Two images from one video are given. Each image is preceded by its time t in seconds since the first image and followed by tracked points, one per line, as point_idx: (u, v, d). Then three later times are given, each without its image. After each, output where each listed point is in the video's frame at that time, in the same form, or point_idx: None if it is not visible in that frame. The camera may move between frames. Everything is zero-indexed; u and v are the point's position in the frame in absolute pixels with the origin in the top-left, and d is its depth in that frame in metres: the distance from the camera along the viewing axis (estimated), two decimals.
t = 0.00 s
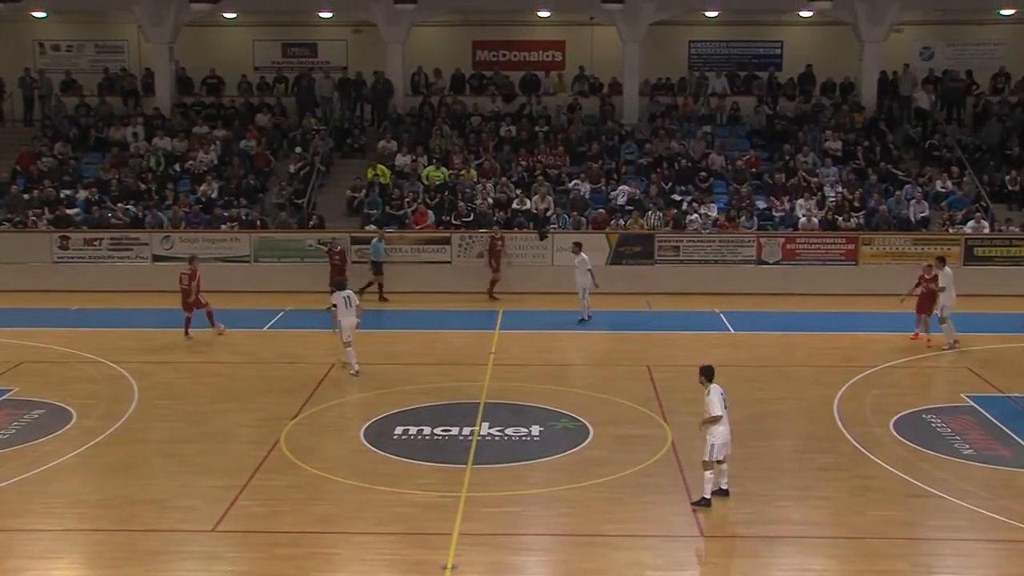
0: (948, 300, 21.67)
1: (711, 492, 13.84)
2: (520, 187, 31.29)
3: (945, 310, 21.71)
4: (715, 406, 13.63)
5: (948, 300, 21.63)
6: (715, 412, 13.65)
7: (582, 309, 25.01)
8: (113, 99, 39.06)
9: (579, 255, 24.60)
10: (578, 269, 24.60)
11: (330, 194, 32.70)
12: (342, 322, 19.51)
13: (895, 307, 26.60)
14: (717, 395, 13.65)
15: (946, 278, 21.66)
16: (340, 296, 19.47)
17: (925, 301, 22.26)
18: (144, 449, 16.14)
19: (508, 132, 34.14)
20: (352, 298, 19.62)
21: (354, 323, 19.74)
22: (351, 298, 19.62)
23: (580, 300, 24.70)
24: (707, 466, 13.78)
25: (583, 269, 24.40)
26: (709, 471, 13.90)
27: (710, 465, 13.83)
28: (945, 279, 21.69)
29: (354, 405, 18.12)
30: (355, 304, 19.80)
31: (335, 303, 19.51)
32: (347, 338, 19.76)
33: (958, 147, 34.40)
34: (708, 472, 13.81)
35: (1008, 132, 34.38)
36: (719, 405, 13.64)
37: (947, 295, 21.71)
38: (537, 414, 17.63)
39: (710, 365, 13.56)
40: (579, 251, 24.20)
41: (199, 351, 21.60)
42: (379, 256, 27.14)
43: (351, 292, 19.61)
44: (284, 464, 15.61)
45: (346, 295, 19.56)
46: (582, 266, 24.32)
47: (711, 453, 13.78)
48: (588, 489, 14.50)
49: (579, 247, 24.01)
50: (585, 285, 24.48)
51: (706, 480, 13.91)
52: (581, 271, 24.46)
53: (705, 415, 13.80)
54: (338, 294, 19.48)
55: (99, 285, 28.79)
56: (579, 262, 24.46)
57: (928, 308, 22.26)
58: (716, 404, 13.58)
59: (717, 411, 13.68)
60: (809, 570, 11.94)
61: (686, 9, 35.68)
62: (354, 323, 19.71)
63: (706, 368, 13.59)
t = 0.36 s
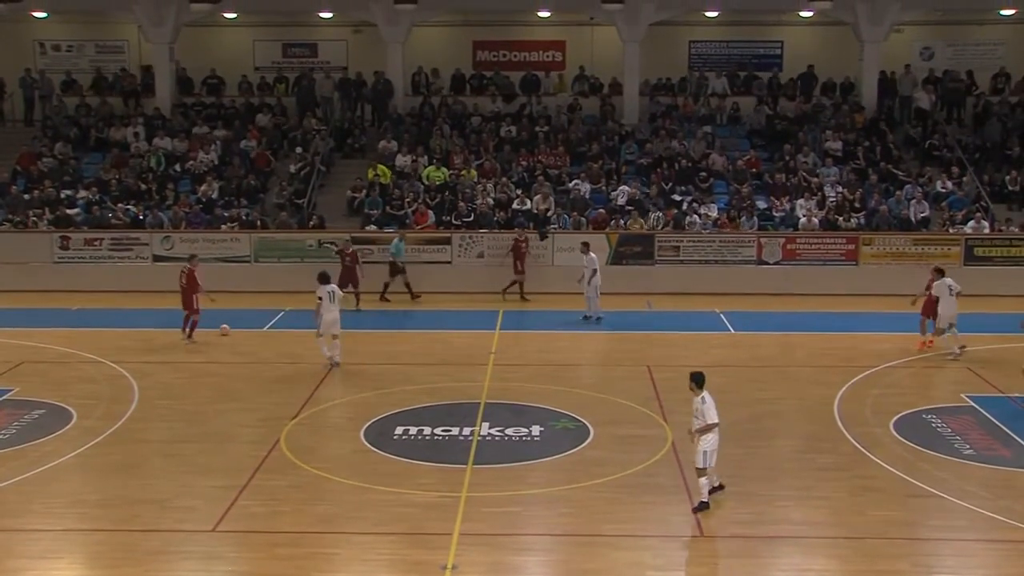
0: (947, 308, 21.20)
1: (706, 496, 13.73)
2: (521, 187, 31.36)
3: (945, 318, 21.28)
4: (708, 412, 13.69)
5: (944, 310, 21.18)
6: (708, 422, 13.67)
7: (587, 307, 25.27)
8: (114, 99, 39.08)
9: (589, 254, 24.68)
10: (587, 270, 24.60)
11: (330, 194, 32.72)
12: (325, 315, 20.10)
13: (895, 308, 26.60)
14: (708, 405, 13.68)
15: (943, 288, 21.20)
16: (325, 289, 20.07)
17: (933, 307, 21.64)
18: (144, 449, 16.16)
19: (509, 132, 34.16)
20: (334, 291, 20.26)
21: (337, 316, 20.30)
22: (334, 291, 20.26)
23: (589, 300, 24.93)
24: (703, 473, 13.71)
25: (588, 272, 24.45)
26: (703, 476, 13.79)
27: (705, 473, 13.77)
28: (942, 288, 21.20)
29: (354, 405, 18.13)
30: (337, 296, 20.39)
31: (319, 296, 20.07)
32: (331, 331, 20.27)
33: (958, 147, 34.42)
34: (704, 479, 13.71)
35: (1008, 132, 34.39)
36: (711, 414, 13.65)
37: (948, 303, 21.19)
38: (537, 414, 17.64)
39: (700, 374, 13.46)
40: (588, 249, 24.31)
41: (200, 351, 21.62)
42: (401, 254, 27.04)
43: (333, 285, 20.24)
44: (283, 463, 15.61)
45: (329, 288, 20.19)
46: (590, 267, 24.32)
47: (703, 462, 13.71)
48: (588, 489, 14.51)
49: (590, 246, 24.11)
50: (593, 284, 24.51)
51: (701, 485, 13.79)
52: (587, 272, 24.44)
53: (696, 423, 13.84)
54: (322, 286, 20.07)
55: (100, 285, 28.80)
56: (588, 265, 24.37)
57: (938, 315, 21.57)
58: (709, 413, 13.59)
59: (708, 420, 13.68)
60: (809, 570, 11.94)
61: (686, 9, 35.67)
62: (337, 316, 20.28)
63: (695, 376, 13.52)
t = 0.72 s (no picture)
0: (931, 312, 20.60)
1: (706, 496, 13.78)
2: (521, 187, 31.40)
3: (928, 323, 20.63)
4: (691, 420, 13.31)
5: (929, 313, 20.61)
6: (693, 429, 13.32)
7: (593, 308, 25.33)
8: (114, 99, 39.08)
9: (608, 256, 24.76)
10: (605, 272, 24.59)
11: (331, 194, 32.72)
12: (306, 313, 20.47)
13: (895, 308, 26.60)
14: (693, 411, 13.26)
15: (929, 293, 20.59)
16: (307, 289, 20.33)
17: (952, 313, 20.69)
18: (144, 449, 16.16)
19: (509, 132, 34.17)
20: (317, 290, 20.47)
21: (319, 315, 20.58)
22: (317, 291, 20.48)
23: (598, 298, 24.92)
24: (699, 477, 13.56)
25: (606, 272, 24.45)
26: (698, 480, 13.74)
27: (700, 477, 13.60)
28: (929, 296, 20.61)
29: (354, 405, 18.12)
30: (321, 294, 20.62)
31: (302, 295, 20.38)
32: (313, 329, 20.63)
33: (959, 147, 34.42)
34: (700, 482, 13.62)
35: (1008, 132, 34.40)
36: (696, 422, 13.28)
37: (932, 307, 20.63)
38: (537, 414, 17.63)
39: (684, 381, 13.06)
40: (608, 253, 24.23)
41: (200, 351, 21.62)
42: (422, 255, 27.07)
43: (317, 285, 20.45)
44: (283, 464, 15.61)
45: (312, 286, 20.43)
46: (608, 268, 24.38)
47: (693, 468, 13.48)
48: (588, 489, 14.50)
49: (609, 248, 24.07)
50: (608, 286, 24.59)
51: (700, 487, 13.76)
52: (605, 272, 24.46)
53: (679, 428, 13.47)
54: (304, 286, 20.34)
55: (100, 285, 28.80)
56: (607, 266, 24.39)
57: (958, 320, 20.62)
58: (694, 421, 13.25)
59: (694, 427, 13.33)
60: (809, 570, 11.94)
61: (686, 9, 35.66)
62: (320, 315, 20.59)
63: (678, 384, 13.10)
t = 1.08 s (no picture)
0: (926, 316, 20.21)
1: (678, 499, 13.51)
2: (521, 188, 31.40)
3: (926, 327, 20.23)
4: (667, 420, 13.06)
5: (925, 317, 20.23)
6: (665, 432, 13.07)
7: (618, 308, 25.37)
8: (115, 99, 39.08)
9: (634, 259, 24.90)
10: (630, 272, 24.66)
11: (331, 194, 32.74)
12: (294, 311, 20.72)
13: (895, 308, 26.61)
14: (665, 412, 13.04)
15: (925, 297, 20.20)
16: (296, 286, 20.65)
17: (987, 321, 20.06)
18: (145, 449, 16.16)
19: (509, 132, 34.19)
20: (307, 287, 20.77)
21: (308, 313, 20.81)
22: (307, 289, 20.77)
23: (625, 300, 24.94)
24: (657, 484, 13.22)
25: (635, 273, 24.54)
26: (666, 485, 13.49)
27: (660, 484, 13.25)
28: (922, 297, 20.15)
29: (354, 405, 18.13)
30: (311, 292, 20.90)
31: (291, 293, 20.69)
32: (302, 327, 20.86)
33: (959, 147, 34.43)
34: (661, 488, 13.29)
35: (1008, 133, 34.41)
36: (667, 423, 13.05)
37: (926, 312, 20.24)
38: (537, 414, 17.64)
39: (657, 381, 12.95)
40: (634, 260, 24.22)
41: (201, 351, 21.63)
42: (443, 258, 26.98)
43: (307, 283, 20.75)
44: (283, 464, 15.61)
45: (301, 284, 20.73)
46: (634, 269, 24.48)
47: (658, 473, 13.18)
48: (588, 489, 14.51)
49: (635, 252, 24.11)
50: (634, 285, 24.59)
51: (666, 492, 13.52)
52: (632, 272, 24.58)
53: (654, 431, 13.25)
54: (293, 282, 20.66)
55: (100, 285, 28.81)
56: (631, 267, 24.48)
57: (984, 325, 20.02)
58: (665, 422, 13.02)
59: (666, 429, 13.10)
60: (808, 571, 11.95)
61: (686, 9, 35.66)
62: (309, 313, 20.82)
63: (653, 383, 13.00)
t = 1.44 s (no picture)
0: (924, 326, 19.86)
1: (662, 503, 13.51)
2: (521, 188, 31.39)
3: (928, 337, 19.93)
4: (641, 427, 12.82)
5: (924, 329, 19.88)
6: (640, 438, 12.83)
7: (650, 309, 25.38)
8: (114, 99, 39.06)
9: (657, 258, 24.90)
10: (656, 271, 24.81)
11: (331, 194, 32.75)
12: (287, 307, 20.76)
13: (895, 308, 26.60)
14: (642, 419, 12.77)
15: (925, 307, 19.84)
16: (291, 282, 20.71)
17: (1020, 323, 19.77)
18: (144, 449, 16.16)
19: (509, 132, 34.20)
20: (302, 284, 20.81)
21: (301, 309, 20.83)
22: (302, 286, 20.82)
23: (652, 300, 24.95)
24: (630, 491, 12.97)
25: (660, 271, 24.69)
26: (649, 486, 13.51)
27: (633, 490, 13.01)
28: (921, 308, 19.85)
29: (354, 405, 18.12)
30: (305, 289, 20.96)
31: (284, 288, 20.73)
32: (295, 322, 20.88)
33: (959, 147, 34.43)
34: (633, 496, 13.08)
35: (1009, 133, 34.41)
36: (643, 429, 12.81)
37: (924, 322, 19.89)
38: (537, 415, 17.64)
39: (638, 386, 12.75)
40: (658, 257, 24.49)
41: (201, 351, 21.63)
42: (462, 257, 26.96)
43: (303, 281, 20.80)
44: (283, 464, 15.61)
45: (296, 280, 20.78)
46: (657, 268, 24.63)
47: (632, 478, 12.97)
48: (588, 489, 14.50)
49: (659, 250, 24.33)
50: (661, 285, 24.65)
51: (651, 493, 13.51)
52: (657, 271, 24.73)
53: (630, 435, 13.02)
54: (288, 278, 20.71)
55: (100, 285, 28.81)
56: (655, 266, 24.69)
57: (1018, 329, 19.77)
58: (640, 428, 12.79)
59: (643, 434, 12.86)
60: (808, 571, 11.94)
61: (686, 10, 35.65)
62: (302, 309, 20.85)
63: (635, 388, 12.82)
